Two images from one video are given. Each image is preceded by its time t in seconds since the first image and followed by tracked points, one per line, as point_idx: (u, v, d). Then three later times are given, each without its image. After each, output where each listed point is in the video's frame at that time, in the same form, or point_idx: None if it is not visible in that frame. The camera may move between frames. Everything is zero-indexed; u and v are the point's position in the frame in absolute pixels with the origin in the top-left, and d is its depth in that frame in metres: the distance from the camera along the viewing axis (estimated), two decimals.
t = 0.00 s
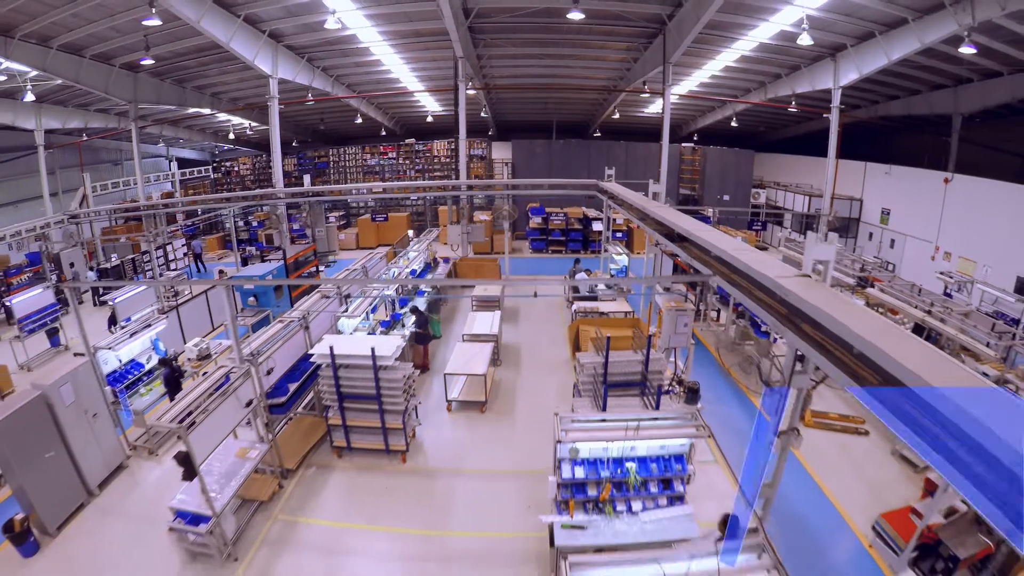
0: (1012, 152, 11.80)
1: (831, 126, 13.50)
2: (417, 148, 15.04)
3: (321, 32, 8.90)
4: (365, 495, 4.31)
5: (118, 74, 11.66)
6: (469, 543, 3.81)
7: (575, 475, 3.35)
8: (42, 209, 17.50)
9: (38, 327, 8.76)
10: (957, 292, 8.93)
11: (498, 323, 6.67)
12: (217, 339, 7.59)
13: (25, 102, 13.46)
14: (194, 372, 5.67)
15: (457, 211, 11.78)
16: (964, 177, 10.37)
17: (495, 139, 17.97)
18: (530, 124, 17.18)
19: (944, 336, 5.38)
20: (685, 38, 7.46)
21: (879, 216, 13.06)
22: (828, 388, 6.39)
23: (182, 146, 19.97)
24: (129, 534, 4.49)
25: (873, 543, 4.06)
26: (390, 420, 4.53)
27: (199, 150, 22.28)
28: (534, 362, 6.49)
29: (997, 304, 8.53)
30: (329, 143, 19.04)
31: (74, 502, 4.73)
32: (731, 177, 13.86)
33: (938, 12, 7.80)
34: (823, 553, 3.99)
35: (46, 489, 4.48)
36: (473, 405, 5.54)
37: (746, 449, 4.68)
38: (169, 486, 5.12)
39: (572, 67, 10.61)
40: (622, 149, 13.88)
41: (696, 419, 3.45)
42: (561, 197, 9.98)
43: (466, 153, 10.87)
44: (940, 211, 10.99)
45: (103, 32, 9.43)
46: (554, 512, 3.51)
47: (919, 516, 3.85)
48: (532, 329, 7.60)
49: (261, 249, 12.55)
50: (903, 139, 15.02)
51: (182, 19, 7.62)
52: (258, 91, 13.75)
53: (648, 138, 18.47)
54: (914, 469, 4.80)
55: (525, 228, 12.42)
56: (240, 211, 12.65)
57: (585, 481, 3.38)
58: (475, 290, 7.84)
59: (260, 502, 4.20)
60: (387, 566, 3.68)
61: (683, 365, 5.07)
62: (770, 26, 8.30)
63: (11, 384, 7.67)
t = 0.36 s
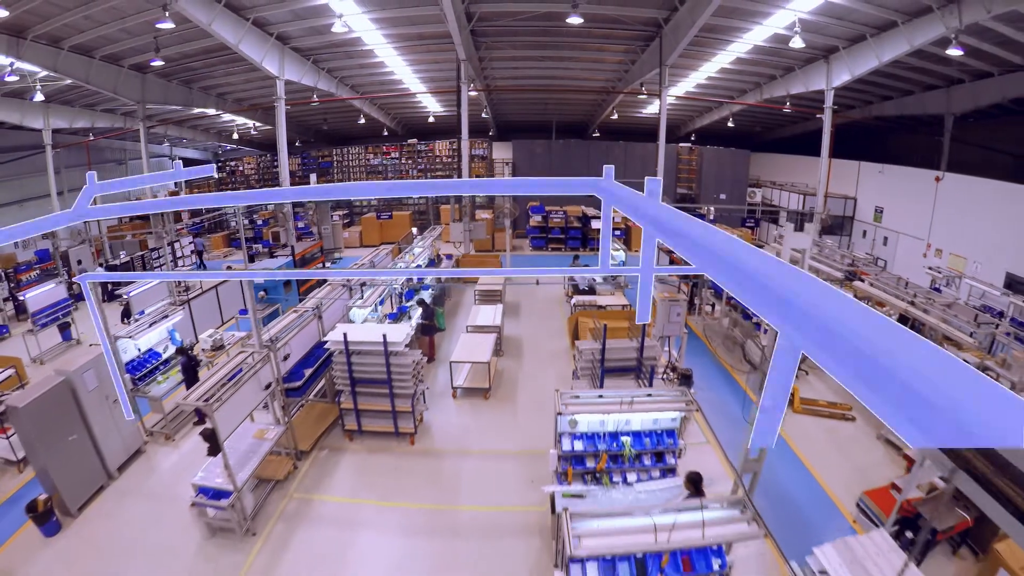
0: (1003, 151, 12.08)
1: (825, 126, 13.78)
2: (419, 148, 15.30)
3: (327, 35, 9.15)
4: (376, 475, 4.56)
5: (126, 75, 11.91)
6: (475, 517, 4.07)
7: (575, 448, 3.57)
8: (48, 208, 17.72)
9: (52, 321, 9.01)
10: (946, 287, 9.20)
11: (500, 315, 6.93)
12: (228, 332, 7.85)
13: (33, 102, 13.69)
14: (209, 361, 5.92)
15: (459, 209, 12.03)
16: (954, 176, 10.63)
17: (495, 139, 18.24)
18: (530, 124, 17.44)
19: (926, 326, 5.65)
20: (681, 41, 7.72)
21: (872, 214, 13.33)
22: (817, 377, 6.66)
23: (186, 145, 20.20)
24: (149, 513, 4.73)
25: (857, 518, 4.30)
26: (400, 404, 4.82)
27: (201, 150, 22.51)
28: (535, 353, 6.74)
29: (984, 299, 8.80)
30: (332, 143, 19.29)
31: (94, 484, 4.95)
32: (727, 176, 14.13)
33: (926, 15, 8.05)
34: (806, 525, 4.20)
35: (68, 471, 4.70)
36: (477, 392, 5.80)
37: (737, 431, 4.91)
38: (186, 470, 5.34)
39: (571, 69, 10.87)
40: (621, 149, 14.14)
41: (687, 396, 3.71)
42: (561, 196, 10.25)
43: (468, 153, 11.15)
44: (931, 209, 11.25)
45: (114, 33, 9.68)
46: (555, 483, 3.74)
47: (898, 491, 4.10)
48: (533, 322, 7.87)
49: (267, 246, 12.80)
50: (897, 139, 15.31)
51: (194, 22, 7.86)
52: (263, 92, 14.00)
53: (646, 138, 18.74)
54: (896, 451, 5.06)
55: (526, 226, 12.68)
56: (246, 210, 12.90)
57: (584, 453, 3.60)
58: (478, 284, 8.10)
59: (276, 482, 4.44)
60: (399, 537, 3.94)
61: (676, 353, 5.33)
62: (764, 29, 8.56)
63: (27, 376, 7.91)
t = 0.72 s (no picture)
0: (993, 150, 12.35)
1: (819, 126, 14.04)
2: (421, 148, 15.53)
3: (332, 37, 9.39)
4: (385, 456, 4.81)
5: (134, 75, 12.15)
6: (480, 494, 4.32)
7: (572, 424, 3.80)
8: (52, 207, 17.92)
9: (62, 315, 9.21)
10: (935, 282, 9.45)
11: (501, 308, 7.17)
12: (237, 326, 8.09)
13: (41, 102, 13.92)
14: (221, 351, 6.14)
15: (461, 207, 12.27)
16: (945, 174, 10.90)
17: (495, 139, 18.46)
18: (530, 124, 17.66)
19: (910, 317, 5.91)
20: (676, 44, 7.97)
21: (865, 213, 13.58)
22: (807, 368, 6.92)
23: (189, 145, 20.40)
24: (165, 494, 4.93)
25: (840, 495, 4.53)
26: (407, 389, 5.09)
27: (204, 150, 22.72)
28: (536, 345, 6.97)
29: (972, 293, 9.06)
30: (334, 143, 19.51)
31: (112, 467, 5.09)
32: (723, 175, 14.38)
33: (915, 18, 8.32)
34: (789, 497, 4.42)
35: (89, 454, 4.83)
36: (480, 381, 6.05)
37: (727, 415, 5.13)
38: (199, 454, 5.50)
39: (570, 70, 11.11)
40: (619, 148, 14.37)
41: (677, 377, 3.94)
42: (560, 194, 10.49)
43: (469, 152, 11.37)
44: (923, 207, 11.51)
45: (123, 35, 9.91)
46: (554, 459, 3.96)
47: (878, 468, 4.35)
48: (533, 316, 8.10)
49: (271, 244, 13.01)
50: (890, 139, 15.58)
51: (204, 25, 8.10)
52: (267, 92, 14.23)
53: (644, 138, 18.99)
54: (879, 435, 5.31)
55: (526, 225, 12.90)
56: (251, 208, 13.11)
57: (581, 430, 3.83)
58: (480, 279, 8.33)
59: (289, 463, 4.67)
60: (410, 512, 4.20)
61: (669, 342, 5.58)
62: (757, 32, 8.82)
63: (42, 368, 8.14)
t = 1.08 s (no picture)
0: (985, 149, 12.61)
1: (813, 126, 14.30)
2: (422, 148, 15.77)
3: (336, 40, 9.63)
4: (391, 440, 5.06)
5: (141, 76, 12.40)
6: (483, 473, 4.57)
7: (569, 405, 4.05)
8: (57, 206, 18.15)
9: (73, 310, 9.45)
10: (925, 278, 9.71)
11: (502, 302, 7.42)
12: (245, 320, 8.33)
13: (48, 102, 14.14)
14: (233, 343, 6.38)
15: (462, 206, 12.51)
16: (936, 173, 11.16)
17: (495, 139, 18.70)
18: (529, 124, 17.90)
19: (895, 309, 6.17)
20: (671, 46, 8.23)
21: (859, 211, 13.82)
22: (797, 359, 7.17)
23: (192, 144, 20.62)
24: (179, 478, 5.15)
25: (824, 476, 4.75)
26: (413, 376, 5.35)
27: (206, 150, 22.94)
28: (535, 338, 7.20)
29: (961, 288, 9.31)
30: (336, 144, 19.74)
31: (129, 453, 5.32)
32: (719, 174, 14.64)
33: (904, 21, 8.58)
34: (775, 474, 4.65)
35: (107, 439, 5.05)
36: (482, 370, 6.31)
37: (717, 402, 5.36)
38: (212, 441, 5.72)
39: (569, 71, 11.35)
40: (617, 148, 14.61)
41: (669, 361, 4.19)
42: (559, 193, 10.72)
43: (469, 151, 11.59)
44: (915, 205, 11.77)
45: (132, 37, 10.15)
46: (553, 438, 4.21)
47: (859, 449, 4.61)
48: (533, 310, 8.34)
49: (275, 242, 13.24)
50: (884, 138, 15.85)
51: (212, 29, 8.34)
52: (271, 93, 14.47)
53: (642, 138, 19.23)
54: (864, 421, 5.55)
55: (525, 223, 13.14)
56: (255, 207, 13.36)
57: (577, 411, 4.07)
58: (481, 275, 8.57)
59: (300, 446, 4.91)
60: (418, 490, 4.46)
61: (663, 333, 5.83)
62: (751, 34, 9.07)
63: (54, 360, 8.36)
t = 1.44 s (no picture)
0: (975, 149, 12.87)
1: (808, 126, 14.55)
2: (423, 148, 16.01)
3: (340, 43, 9.86)
4: (396, 427, 5.32)
5: (147, 78, 12.63)
6: (484, 456, 4.81)
7: (566, 390, 4.31)
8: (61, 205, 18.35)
9: (83, 306, 9.67)
10: (915, 274, 9.97)
11: (502, 297, 7.66)
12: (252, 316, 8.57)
13: (54, 103, 14.36)
14: (243, 336, 6.63)
15: (462, 205, 12.75)
16: (927, 172, 11.39)
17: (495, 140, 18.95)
18: (528, 125, 18.14)
19: (881, 303, 6.40)
20: (667, 49, 8.46)
21: (853, 210, 14.06)
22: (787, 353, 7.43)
23: (194, 144, 20.84)
24: (191, 463, 5.36)
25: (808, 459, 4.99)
26: (417, 366, 5.62)
27: (209, 150, 23.16)
28: (534, 332, 7.43)
29: (948, 284, 9.55)
30: (337, 144, 19.98)
31: (144, 440, 5.53)
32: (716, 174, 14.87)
33: (893, 24, 8.82)
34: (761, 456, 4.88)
35: (123, 426, 5.25)
36: (483, 362, 6.56)
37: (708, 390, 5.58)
38: (223, 429, 5.95)
39: (567, 73, 11.59)
40: (615, 148, 14.84)
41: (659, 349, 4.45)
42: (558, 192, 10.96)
43: (469, 152, 11.78)
44: (907, 204, 12.02)
45: (139, 39, 10.37)
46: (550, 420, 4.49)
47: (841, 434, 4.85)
48: (532, 306, 8.58)
49: (279, 240, 13.47)
50: (878, 138, 16.11)
51: (220, 32, 8.57)
52: (274, 94, 14.70)
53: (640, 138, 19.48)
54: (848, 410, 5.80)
55: (525, 222, 13.39)
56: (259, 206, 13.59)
57: (574, 395, 4.33)
58: (481, 272, 8.80)
59: (310, 432, 5.16)
60: (423, 473, 4.70)
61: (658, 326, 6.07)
62: (745, 37, 9.31)
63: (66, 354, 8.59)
